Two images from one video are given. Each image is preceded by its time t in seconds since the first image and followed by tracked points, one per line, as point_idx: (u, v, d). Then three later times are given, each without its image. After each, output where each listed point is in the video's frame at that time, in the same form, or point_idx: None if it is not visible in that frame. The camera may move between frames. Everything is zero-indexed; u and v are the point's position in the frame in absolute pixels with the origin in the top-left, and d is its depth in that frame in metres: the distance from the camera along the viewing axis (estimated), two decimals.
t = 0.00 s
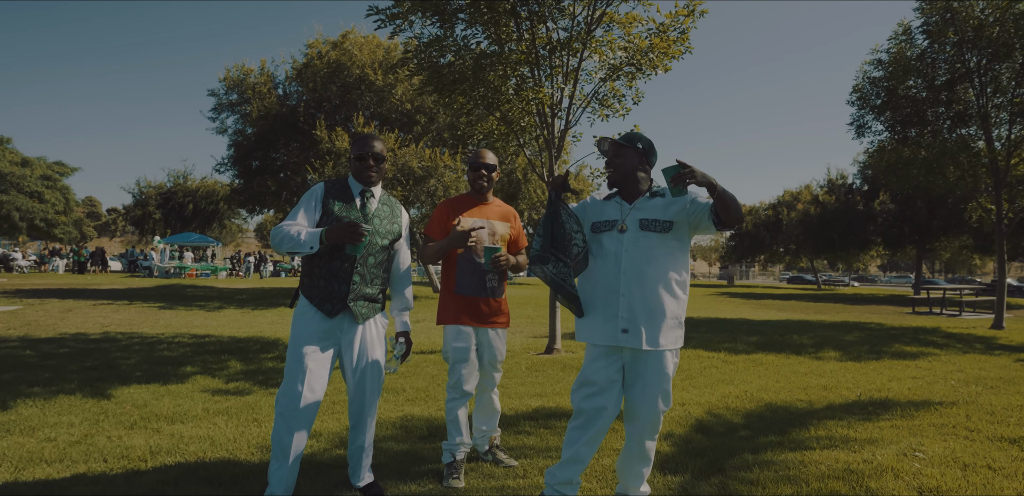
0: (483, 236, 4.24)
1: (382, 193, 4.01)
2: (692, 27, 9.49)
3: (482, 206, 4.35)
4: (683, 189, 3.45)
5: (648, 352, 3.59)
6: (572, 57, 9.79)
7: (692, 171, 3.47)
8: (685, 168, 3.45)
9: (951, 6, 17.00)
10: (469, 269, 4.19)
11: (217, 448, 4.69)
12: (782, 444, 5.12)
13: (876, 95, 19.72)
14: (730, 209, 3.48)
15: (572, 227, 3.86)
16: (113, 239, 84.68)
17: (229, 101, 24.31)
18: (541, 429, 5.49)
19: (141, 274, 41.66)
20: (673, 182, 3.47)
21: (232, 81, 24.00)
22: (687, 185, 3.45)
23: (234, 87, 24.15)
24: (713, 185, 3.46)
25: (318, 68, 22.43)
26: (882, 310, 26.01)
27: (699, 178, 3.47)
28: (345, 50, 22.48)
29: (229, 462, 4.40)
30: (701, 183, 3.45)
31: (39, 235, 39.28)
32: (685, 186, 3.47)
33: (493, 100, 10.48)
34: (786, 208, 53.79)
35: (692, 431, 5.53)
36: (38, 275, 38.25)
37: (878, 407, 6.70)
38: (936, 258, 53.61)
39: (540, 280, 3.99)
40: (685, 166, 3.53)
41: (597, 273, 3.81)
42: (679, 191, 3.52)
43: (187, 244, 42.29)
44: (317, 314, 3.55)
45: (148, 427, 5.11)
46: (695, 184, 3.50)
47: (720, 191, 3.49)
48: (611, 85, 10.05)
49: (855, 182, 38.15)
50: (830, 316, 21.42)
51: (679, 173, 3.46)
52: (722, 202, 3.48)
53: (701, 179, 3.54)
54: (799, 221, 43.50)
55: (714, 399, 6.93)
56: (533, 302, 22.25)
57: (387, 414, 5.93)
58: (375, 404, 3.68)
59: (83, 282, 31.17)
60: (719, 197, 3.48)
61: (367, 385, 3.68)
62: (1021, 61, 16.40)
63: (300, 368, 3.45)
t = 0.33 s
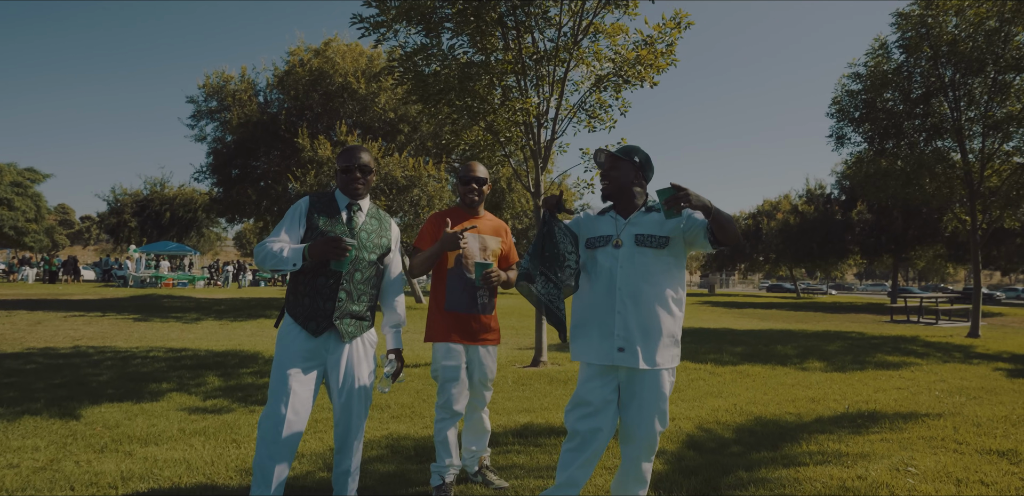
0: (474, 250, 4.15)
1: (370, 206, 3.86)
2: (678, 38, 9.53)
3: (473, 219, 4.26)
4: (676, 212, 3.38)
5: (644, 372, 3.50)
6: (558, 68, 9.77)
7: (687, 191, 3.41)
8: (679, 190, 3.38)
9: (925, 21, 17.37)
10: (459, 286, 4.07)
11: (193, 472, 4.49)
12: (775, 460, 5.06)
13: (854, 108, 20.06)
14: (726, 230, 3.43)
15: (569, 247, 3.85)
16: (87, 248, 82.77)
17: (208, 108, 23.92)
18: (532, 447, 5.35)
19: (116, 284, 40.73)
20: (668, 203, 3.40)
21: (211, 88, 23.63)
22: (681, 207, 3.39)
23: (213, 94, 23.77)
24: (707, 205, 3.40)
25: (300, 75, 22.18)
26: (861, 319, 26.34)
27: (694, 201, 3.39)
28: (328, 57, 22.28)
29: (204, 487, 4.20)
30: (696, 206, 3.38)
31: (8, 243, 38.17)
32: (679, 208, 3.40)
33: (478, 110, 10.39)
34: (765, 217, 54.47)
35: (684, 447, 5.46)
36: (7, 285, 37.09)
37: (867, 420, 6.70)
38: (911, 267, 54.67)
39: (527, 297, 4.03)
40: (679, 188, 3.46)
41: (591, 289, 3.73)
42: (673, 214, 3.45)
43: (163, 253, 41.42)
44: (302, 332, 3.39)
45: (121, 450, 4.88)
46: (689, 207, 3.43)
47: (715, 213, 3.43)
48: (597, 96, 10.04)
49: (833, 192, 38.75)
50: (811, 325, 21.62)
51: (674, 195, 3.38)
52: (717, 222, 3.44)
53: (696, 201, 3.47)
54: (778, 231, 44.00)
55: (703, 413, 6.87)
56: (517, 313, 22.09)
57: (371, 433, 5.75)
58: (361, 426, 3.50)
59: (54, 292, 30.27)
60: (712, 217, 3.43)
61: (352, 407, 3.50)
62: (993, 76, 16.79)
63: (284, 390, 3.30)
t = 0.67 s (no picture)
0: (465, 265, 4.05)
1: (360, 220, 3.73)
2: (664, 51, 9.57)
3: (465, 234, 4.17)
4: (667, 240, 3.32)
5: (641, 391, 3.42)
6: (546, 80, 9.74)
7: (683, 218, 3.35)
8: (672, 217, 3.32)
9: (901, 38, 17.75)
10: (450, 302, 3.96)
11: None
12: (768, 476, 5.01)
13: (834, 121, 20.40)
14: (721, 253, 3.39)
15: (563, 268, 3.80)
16: (58, 257, 80.70)
17: (187, 116, 23.51)
18: (522, 467, 5.23)
19: (89, 294, 39.69)
20: (660, 230, 3.34)
21: (190, 95, 23.24)
22: (675, 235, 3.32)
23: (192, 101, 23.37)
24: (701, 234, 3.34)
25: (281, 83, 21.92)
26: (841, 329, 26.65)
27: (688, 227, 3.33)
28: (310, 66, 22.06)
29: None
30: (691, 236, 3.29)
31: None
32: (671, 237, 3.34)
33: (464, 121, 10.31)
34: (745, 227, 55.12)
35: (676, 464, 5.39)
36: None
37: (856, 434, 6.70)
38: (886, 276, 55.65)
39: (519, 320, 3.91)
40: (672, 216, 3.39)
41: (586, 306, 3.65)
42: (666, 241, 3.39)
43: (139, 263, 40.52)
44: (288, 353, 3.27)
45: (92, 475, 4.65)
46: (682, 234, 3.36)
47: (709, 238, 3.38)
48: (583, 108, 10.03)
49: (812, 203, 39.36)
50: (793, 335, 21.79)
51: (666, 223, 3.33)
52: (711, 247, 3.39)
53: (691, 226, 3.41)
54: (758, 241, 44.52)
55: (693, 428, 6.82)
56: (502, 324, 21.94)
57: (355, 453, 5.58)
58: (348, 450, 3.34)
59: (23, 303, 29.35)
60: (707, 242, 3.38)
61: (339, 430, 3.34)
62: (966, 91, 17.20)
63: (267, 414, 3.16)
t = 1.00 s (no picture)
0: (461, 279, 3.98)
1: (354, 233, 3.61)
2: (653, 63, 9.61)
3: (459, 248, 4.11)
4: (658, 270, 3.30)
5: (641, 409, 3.36)
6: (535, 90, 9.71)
7: (675, 246, 3.32)
8: (664, 246, 3.30)
9: (880, 52, 18.09)
10: (444, 319, 3.87)
11: None
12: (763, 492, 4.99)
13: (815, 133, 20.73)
14: (716, 280, 3.39)
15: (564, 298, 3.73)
16: (31, 264, 78.71)
17: (167, 122, 23.13)
18: (515, 484, 5.12)
19: (63, 303, 38.73)
20: (653, 260, 3.31)
21: (171, 102, 22.87)
22: (667, 264, 3.28)
23: (173, 107, 23.01)
24: (695, 262, 3.30)
25: (265, 91, 21.69)
26: (823, 338, 26.94)
27: (681, 258, 3.28)
28: (295, 73, 21.86)
29: None
30: (682, 265, 3.27)
31: None
32: (664, 265, 3.30)
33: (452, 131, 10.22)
34: (727, 236, 55.65)
35: (671, 480, 5.33)
36: None
37: (846, 446, 6.72)
38: (865, 285, 56.60)
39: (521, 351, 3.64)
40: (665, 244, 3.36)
41: (585, 321, 3.57)
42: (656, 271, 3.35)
43: (116, 271, 39.67)
44: (277, 373, 3.16)
45: None
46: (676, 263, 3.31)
47: (704, 265, 3.36)
48: (572, 118, 10.03)
49: (793, 213, 39.87)
50: (777, 344, 21.96)
51: (658, 253, 3.30)
52: (706, 274, 3.37)
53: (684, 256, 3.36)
54: (741, 250, 44.91)
55: (685, 442, 6.78)
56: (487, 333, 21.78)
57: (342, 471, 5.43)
58: (339, 474, 3.22)
59: None
60: (700, 270, 3.36)
61: (329, 453, 3.21)
62: (944, 105, 17.56)
63: (256, 436, 3.04)
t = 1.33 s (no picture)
0: (459, 293, 3.90)
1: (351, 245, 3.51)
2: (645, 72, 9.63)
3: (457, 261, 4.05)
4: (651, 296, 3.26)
5: (645, 427, 3.31)
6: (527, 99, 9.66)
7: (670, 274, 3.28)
8: (658, 274, 3.25)
9: (864, 63, 18.38)
10: (442, 333, 3.77)
11: None
12: None
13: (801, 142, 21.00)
14: (711, 306, 3.31)
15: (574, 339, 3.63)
16: (8, 271, 76.98)
17: (150, 128, 22.79)
18: None
19: (40, 311, 37.85)
20: (646, 286, 3.26)
21: (154, 107, 22.55)
22: (662, 291, 3.25)
23: (157, 113, 22.68)
24: (689, 288, 3.27)
25: (250, 97, 21.48)
26: (809, 345, 27.15)
27: (674, 285, 3.24)
28: (281, 80, 21.66)
29: None
30: (676, 293, 3.23)
31: None
32: (658, 293, 3.26)
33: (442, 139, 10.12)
34: (713, 244, 56.06)
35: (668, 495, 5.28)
36: None
37: (840, 457, 6.71)
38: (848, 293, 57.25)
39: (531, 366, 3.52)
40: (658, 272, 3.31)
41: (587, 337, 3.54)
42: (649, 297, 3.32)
43: (97, 279, 38.91)
44: (270, 391, 3.07)
45: None
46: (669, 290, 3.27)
47: (698, 292, 3.31)
48: (563, 127, 10.01)
49: (779, 221, 40.20)
50: (763, 352, 22.09)
51: (652, 280, 3.26)
52: (701, 301, 3.31)
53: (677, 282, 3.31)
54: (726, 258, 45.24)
55: (679, 454, 6.73)
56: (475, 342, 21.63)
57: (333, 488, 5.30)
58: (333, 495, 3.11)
59: None
60: (695, 297, 3.31)
61: (324, 474, 3.10)
62: (926, 116, 17.84)
63: (246, 458, 2.93)
